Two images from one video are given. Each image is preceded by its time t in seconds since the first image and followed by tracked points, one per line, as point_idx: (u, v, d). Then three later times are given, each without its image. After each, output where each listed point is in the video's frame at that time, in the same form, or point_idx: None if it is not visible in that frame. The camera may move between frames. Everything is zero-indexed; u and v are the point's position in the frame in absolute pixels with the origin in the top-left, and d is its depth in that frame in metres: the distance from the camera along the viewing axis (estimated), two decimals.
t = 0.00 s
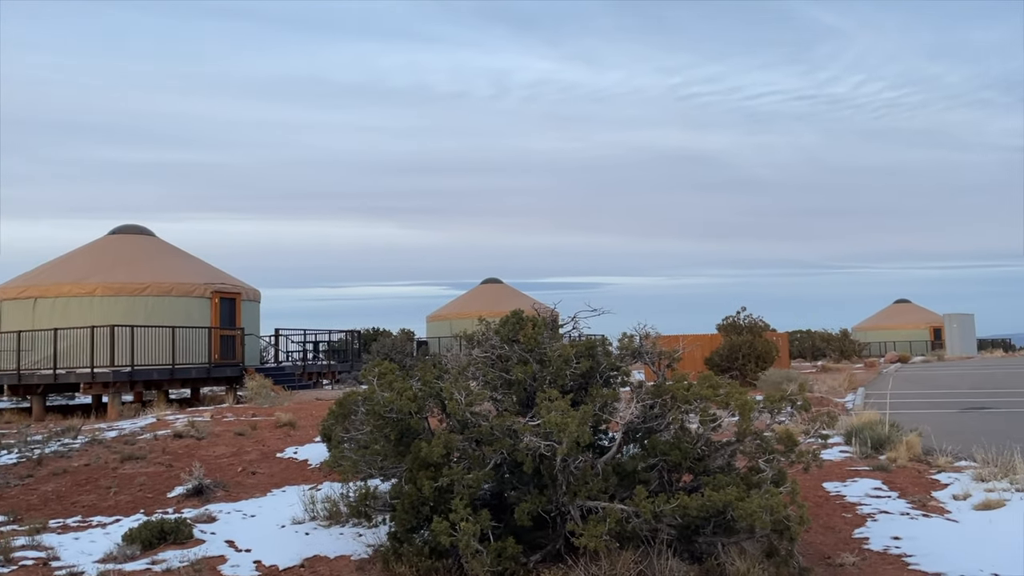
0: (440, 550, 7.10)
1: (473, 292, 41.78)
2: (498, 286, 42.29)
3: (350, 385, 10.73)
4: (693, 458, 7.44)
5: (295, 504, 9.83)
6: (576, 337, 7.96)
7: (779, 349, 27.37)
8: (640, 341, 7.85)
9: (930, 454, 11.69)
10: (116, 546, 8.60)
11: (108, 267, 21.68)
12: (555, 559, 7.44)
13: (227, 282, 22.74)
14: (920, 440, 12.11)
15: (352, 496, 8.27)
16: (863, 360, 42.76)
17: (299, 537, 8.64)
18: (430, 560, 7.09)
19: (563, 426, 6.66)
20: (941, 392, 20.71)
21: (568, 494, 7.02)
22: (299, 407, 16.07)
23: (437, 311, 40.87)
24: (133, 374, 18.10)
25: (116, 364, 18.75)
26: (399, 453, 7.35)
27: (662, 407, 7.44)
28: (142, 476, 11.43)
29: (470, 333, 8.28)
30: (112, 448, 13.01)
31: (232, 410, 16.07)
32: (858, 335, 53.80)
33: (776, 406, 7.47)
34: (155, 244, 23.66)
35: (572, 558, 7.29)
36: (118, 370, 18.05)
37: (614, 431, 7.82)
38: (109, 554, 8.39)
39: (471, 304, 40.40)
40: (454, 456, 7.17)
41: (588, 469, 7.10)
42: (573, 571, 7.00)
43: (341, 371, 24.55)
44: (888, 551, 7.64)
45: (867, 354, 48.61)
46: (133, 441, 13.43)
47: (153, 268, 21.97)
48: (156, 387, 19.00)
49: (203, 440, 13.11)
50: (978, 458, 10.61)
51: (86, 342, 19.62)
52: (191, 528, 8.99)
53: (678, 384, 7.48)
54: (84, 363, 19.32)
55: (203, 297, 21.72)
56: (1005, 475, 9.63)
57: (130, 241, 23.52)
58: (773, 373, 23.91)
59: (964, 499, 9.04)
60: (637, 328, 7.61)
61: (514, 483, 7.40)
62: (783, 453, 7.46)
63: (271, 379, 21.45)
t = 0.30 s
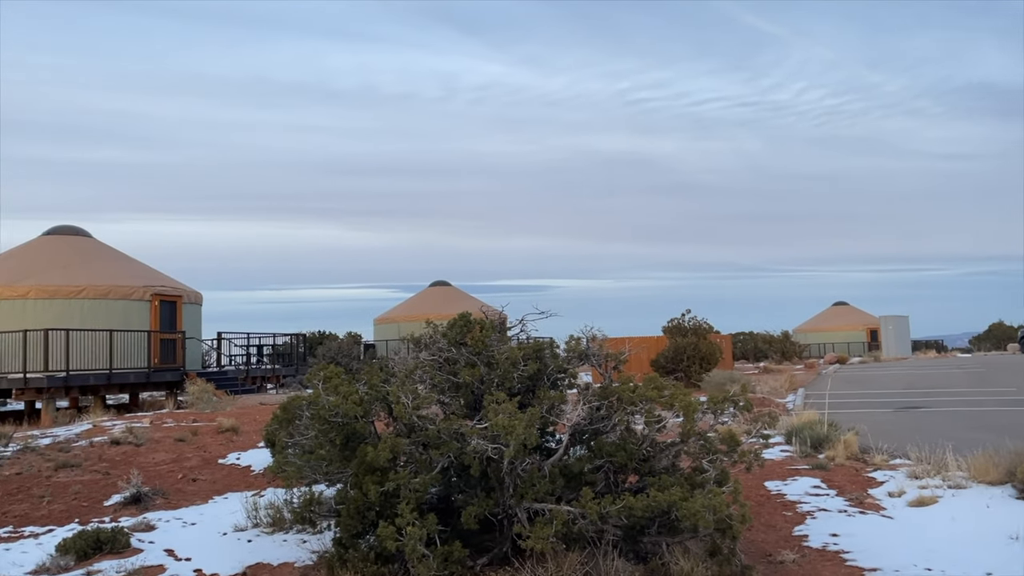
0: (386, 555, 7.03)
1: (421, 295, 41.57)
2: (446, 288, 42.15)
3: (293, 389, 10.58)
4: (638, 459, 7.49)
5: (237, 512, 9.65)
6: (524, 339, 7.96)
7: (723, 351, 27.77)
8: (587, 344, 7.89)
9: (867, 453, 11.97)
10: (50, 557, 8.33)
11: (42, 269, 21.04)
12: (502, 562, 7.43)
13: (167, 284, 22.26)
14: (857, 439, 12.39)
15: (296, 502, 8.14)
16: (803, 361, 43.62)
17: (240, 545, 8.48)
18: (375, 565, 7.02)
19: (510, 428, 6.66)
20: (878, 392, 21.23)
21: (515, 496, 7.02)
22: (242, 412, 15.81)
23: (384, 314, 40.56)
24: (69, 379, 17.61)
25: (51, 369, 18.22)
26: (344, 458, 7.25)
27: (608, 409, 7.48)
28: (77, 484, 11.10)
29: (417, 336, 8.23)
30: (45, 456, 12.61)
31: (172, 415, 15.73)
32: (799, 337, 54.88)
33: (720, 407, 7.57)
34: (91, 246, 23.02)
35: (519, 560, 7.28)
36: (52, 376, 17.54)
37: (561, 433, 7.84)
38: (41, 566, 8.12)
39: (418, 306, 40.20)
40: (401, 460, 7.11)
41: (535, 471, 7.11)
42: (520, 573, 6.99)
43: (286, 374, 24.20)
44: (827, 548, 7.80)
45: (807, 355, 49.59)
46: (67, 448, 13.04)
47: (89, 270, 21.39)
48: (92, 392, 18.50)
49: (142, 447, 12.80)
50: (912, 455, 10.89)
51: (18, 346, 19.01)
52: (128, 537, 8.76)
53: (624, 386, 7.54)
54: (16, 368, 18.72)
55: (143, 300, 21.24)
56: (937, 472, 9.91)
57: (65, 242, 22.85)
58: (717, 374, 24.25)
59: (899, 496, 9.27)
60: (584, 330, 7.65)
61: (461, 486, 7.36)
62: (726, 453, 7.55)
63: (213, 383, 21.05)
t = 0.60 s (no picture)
0: (337, 560, 6.95)
1: (375, 296, 41.29)
2: (400, 290, 41.92)
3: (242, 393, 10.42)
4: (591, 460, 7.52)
5: (183, 518, 9.47)
6: (478, 341, 7.94)
7: (674, 352, 28.07)
8: (540, 345, 7.89)
9: (814, 452, 12.17)
10: None
11: None
12: (454, 564, 7.40)
13: (111, 285, 21.77)
14: (804, 438, 12.60)
15: (244, 507, 8.01)
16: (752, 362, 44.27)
17: (187, 552, 8.32)
18: (326, 570, 6.93)
19: (463, 431, 6.63)
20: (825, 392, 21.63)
21: (467, 499, 7.00)
22: (190, 416, 15.53)
23: (337, 316, 40.19)
24: (8, 383, 17.13)
25: None
26: (294, 462, 7.15)
27: (561, 410, 7.49)
28: (16, 490, 10.79)
29: (369, 338, 8.16)
30: None
31: (116, 420, 15.38)
32: (748, 339, 55.69)
33: (671, 407, 7.63)
34: (28, 245, 22.36)
35: (471, 563, 7.26)
36: None
37: (514, 435, 7.83)
38: None
39: (372, 308, 39.92)
40: (352, 463, 7.04)
41: (488, 473, 7.09)
42: None
43: (235, 377, 23.84)
44: (774, 546, 7.91)
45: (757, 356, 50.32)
46: (5, 454, 12.67)
47: (28, 270, 20.80)
48: (33, 397, 18.03)
49: (85, 452, 12.49)
50: (857, 454, 11.11)
51: None
52: (70, 545, 8.52)
53: (577, 387, 7.56)
54: None
55: (86, 302, 20.76)
56: (880, 471, 10.12)
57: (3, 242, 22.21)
58: (669, 375, 24.49)
59: (844, 494, 9.45)
60: (538, 332, 7.65)
61: (414, 489, 7.31)
62: (677, 453, 7.60)
63: (160, 387, 20.64)
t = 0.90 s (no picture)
0: (290, 564, 6.87)
1: (332, 297, 40.95)
2: (357, 291, 41.65)
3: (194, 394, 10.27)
4: (547, 461, 7.54)
5: (132, 523, 9.29)
6: (435, 342, 7.91)
7: (631, 353, 28.28)
8: (498, 346, 7.89)
9: (767, 452, 12.35)
10: None
11: None
12: (410, 567, 7.36)
13: (58, 285, 21.26)
14: (757, 438, 12.77)
15: (195, 511, 7.88)
16: (708, 363, 44.80)
17: (135, 557, 8.16)
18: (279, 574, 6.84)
19: (420, 432, 6.60)
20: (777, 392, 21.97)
21: (424, 501, 6.97)
22: (140, 419, 15.23)
23: (293, 317, 39.79)
24: None
25: None
26: (247, 465, 7.05)
27: (518, 411, 7.49)
28: None
29: (325, 339, 8.08)
30: None
31: (64, 423, 15.03)
32: (704, 340, 56.32)
33: (627, 408, 7.68)
34: None
35: (427, 565, 7.22)
36: None
37: (471, 437, 7.81)
38: None
39: (329, 309, 39.61)
40: (306, 466, 6.96)
41: (445, 475, 7.07)
42: None
43: (187, 379, 23.47)
44: (728, 544, 8.01)
45: (712, 357, 50.95)
46: None
47: None
48: None
49: (29, 456, 12.17)
50: (808, 453, 11.29)
51: None
52: (13, 551, 8.28)
53: (534, 388, 7.56)
54: None
55: (31, 301, 20.25)
56: (831, 469, 10.29)
57: None
58: (625, 376, 24.66)
59: (796, 493, 9.59)
60: (495, 333, 7.64)
61: (370, 492, 7.26)
62: (632, 453, 7.65)
63: (109, 389, 20.24)
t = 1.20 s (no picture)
0: (249, 566, 6.79)
1: (294, 296, 40.60)
2: (319, 290, 41.32)
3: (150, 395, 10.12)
4: (510, 460, 7.54)
5: (86, 525, 9.13)
6: (398, 342, 7.88)
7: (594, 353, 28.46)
8: (461, 346, 7.88)
9: (727, 450, 12.49)
10: None
11: None
12: (371, 568, 7.32)
13: (11, 284, 20.78)
14: (717, 437, 12.89)
15: (151, 513, 7.75)
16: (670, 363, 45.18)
17: (89, 560, 8.03)
18: None
19: (381, 432, 6.56)
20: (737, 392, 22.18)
21: (385, 501, 6.94)
22: (96, 419, 14.98)
23: (254, 316, 39.38)
24: None
25: None
26: (205, 466, 6.96)
27: (481, 411, 7.49)
28: None
29: (286, 338, 8.01)
30: None
31: (16, 423, 14.72)
32: (666, 340, 56.76)
33: (589, 407, 7.72)
34: None
35: (387, 566, 7.19)
36: None
37: (434, 437, 7.79)
38: None
39: (290, 308, 39.27)
40: (266, 466, 6.89)
41: (406, 475, 7.04)
42: None
43: (144, 379, 23.12)
44: (688, 542, 8.08)
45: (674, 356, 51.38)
46: None
47: None
48: None
49: None
50: (767, 452, 11.42)
51: None
52: None
53: (497, 388, 7.56)
54: None
55: None
56: (789, 468, 10.44)
57: None
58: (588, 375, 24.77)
59: (755, 491, 9.71)
60: (458, 333, 7.64)
61: (330, 492, 7.21)
62: (594, 452, 7.68)
63: (63, 389, 19.87)
